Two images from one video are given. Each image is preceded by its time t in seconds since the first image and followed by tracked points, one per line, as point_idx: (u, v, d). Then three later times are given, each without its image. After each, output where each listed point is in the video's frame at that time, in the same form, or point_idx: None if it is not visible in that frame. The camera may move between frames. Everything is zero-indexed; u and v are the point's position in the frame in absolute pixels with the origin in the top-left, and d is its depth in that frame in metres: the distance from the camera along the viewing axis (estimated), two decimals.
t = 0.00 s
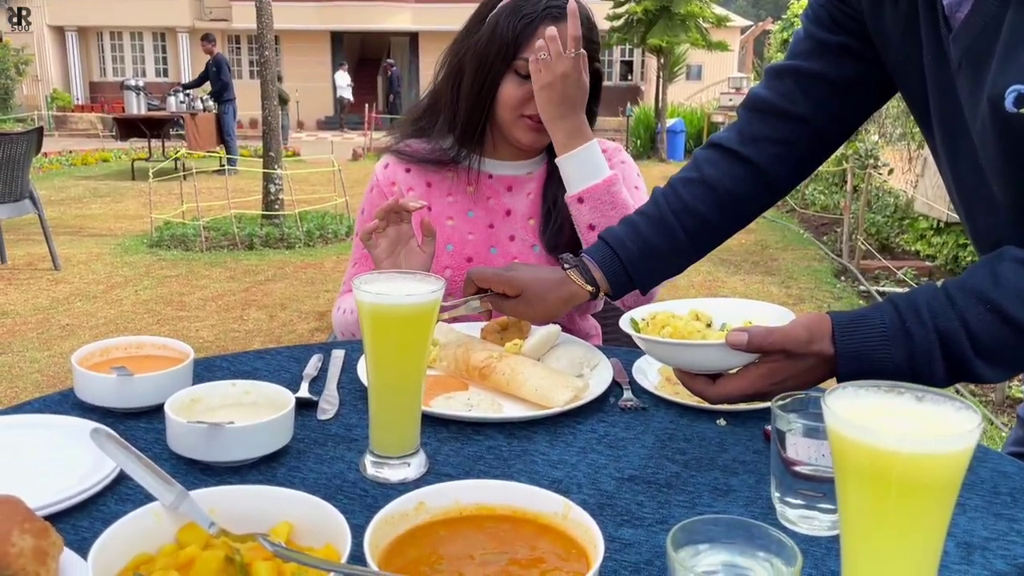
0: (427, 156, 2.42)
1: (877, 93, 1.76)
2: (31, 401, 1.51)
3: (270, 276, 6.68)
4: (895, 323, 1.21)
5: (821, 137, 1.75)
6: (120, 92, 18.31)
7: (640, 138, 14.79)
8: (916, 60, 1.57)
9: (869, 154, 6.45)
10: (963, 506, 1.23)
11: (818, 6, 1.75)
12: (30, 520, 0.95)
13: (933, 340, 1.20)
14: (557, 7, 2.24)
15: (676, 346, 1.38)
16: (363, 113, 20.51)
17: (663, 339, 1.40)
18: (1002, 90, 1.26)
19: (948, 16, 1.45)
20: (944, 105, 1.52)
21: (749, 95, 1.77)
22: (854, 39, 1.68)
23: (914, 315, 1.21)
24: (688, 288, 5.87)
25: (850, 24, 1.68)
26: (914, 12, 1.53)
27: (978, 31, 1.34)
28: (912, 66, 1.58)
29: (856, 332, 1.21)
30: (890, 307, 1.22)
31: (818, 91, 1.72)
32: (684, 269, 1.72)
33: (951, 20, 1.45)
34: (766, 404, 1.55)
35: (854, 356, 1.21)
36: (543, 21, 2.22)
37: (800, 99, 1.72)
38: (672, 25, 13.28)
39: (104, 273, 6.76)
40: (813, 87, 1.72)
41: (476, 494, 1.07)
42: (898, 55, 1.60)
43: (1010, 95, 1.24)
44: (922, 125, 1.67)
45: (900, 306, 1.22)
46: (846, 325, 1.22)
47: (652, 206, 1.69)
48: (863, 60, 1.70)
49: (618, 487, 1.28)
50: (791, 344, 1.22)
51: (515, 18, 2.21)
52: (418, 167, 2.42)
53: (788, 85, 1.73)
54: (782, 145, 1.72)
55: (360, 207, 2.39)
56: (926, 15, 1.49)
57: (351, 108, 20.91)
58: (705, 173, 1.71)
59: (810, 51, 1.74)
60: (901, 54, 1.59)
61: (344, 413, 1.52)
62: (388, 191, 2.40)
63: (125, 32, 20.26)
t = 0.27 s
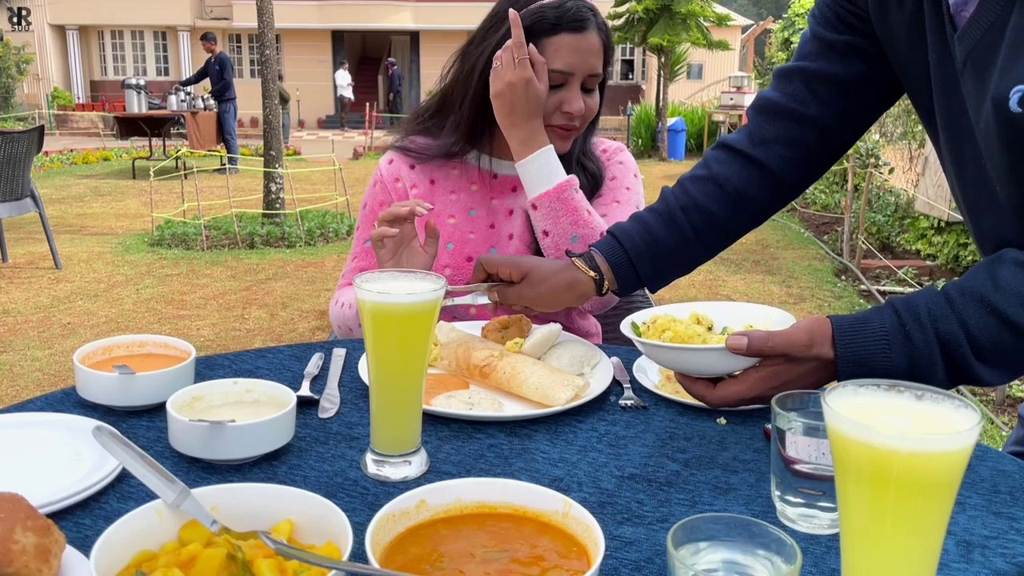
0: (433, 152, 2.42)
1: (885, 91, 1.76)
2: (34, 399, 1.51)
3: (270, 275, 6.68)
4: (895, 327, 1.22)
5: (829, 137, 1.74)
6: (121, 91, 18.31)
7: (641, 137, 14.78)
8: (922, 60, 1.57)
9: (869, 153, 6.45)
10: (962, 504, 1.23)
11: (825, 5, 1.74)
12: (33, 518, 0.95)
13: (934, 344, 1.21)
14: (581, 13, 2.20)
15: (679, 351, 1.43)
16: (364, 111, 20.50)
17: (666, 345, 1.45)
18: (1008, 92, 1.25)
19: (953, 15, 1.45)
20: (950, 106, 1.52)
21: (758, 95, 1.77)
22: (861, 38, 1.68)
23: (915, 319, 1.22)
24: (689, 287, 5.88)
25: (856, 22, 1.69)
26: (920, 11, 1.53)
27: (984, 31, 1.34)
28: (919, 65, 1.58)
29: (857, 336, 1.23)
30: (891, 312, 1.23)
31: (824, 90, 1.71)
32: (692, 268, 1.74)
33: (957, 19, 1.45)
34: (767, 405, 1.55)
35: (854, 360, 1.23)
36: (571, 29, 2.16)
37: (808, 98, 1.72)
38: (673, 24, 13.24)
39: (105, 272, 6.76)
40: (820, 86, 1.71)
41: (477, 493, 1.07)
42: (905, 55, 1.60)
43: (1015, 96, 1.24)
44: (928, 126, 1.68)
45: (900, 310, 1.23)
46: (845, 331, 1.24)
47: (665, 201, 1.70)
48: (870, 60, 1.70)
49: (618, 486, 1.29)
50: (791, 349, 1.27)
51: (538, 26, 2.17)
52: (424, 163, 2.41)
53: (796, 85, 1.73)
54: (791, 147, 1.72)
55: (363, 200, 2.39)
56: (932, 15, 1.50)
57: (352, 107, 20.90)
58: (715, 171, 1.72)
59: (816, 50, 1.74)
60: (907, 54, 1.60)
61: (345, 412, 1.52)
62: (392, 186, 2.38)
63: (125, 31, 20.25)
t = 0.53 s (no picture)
0: (437, 151, 2.42)
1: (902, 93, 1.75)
2: (34, 397, 1.51)
3: (271, 273, 6.68)
4: (878, 336, 1.26)
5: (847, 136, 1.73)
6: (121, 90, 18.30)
7: (641, 136, 14.78)
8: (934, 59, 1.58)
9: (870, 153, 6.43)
10: (963, 503, 1.23)
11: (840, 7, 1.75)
12: (33, 515, 0.95)
13: (915, 353, 1.24)
14: (591, 12, 2.20)
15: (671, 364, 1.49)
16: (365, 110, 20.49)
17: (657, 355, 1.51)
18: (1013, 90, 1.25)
19: (967, 14, 1.46)
20: (961, 105, 1.52)
21: (777, 94, 1.78)
22: (876, 36, 1.69)
23: (897, 330, 1.26)
24: (689, 286, 5.87)
25: (871, 21, 1.69)
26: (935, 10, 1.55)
27: (995, 31, 1.34)
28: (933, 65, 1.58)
29: (840, 346, 1.28)
30: (874, 322, 1.27)
31: (840, 89, 1.71)
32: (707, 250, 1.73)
33: (971, 18, 1.46)
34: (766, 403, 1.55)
35: (838, 371, 1.28)
36: (577, 26, 2.16)
37: (825, 97, 1.72)
38: (673, 23, 13.25)
39: (105, 270, 6.76)
40: (836, 85, 1.72)
41: (477, 491, 1.07)
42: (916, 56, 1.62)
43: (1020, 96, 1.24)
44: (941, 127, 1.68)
45: (883, 321, 1.27)
46: (828, 342, 1.30)
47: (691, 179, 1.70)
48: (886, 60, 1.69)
49: (618, 484, 1.29)
50: (775, 359, 1.35)
51: (548, 25, 2.18)
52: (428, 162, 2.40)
53: (814, 85, 1.74)
54: (808, 144, 1.72)
55: (366, 194, 2.42)
56: (947, 12, 1.50)
57: (352, 106, 20.90)
58: (734, 155, 1.73)
59: (832, 50, 1.74)
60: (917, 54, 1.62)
61: (345, 410, 1.53)
62: (395, 183, 2.39)
63: (126, 29, 20.24)
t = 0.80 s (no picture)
0: (438, 149, 2.40)
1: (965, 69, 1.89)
2: (35, 394, 1.51)
3: (271, 272, 6.68)
4: (894, 306, 1.22)
5: (919, 111, 1.89)
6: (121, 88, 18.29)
7: (642, 135, 14.78)
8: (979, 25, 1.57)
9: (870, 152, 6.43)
10: (964, 500, 1.23)
11: None
12: (33, 511, 0.95)
13: (932, 325, 1.20)
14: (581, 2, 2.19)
15: (682, 314, 1.37)
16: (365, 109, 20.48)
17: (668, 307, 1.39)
18: None
19: None
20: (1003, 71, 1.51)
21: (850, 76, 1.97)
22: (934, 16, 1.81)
23: (913, 298, 1.22)
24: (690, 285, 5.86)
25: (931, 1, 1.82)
26: None
27: None
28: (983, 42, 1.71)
29: (856, 311, 1.22)
30: (890, 291, 1.23)
31: (906, 72, 1.87)
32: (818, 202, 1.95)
33: None
34: (767, 400, 1.55)
35: (853, 338, 1.22)
36: (563, 12, 2.16)
37: (893, 79, 1.89)
38: (674, 22, 13.26)
39: (106, 269, 6.76)
40: (903, 67, 1.88)
41: (478, 488, 1.07)
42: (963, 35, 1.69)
43: None
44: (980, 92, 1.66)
45: (900, 290, 1.23)
46: (846, 307, 1.23)
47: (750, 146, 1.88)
48: (941, 40, 1.82)
49: (618, 481, 1.29)
50: (791, 320, 1.25)
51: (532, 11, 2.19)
52: (430, 161, 2.39)
53: (881, 68, 1.91)
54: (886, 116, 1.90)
55: (366, 191, 2.43)
56: None
57: (352, 105, 20.89)
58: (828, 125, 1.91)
59: (898, 32, 1.89)
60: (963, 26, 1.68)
61: (345, 408, 1.53)
62: (397, 182, 2.39)
63: (126, 28, 20.23)
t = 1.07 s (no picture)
0: (447, 147, 2.40)
1: None
2: (34, 392, 1.51)
3: (271, 270, 6.68)
4: (1011, 264, 1.35)
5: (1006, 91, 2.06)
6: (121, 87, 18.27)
7: (642, 134, 14.78)
8: None
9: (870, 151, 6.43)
10: (964, 499, 1.23)
11: None
12: (31, 509, 0.95)
13: None
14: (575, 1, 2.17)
15: (797, 265, 1.48)
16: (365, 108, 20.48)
17: (786, 258, 1.49)
18: None
19: None
20: None
21: (939, 66, 2.14)
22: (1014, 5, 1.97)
23: None
24: (690, 285, 5.86)
25: None
26: None
27: None
28: None
29: (974, 268, 1.35)
30: (1006, 250, 1.36)
31: (989, 59, 2.03)
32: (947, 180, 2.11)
33: None
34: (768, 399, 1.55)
35: (967, 294, 1.35)
36: (557, 12, 2.14)
37: (976, 66, 2.05)
38: (674, 21, 13.26)
39: (106, 267, 6.76)
40: (985, 55, 2.03)
41: (477, 485, 1.07)
42: None
43: None
44: None
45: (1016, 250, 1.36)
46: (962, 264, 1.36)
47: (905, 133, 2.01)
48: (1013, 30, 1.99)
49: (618, 480, 1.29)
50: (909, 273, 1.38)
51: (524, 14, 2.16)
52: (440, 158, 2.38)
53: (963, 56, 2.07)
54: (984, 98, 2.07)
55: (373, 179, 2.37)
56: None
57: (352, 104, 20.89)
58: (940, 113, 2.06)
59: (978, 22, 2.04)
60: None
61: (345, 406, 1.52)
62: (407, 173, 2.35)
63: (126, 27, 20.21)
